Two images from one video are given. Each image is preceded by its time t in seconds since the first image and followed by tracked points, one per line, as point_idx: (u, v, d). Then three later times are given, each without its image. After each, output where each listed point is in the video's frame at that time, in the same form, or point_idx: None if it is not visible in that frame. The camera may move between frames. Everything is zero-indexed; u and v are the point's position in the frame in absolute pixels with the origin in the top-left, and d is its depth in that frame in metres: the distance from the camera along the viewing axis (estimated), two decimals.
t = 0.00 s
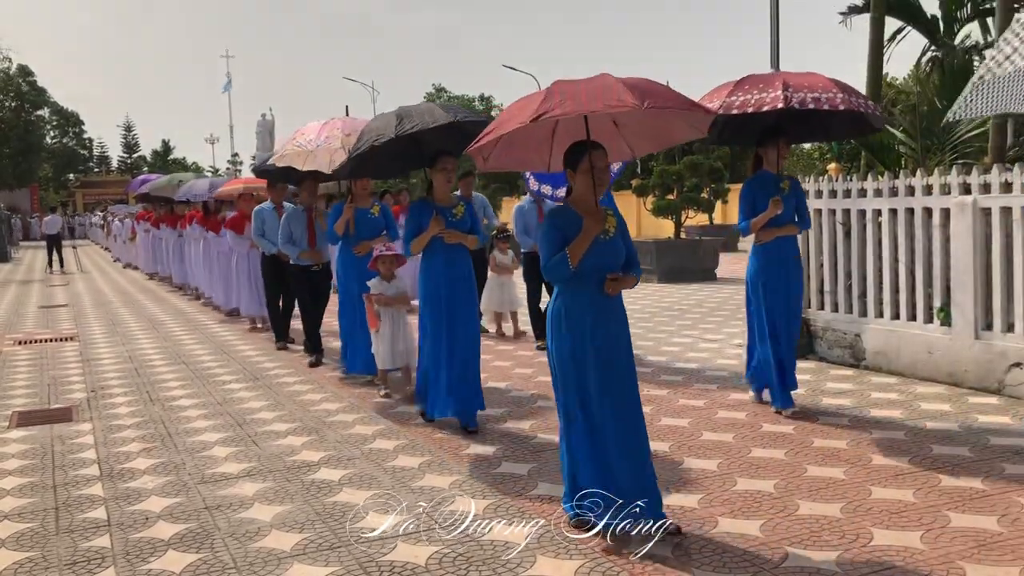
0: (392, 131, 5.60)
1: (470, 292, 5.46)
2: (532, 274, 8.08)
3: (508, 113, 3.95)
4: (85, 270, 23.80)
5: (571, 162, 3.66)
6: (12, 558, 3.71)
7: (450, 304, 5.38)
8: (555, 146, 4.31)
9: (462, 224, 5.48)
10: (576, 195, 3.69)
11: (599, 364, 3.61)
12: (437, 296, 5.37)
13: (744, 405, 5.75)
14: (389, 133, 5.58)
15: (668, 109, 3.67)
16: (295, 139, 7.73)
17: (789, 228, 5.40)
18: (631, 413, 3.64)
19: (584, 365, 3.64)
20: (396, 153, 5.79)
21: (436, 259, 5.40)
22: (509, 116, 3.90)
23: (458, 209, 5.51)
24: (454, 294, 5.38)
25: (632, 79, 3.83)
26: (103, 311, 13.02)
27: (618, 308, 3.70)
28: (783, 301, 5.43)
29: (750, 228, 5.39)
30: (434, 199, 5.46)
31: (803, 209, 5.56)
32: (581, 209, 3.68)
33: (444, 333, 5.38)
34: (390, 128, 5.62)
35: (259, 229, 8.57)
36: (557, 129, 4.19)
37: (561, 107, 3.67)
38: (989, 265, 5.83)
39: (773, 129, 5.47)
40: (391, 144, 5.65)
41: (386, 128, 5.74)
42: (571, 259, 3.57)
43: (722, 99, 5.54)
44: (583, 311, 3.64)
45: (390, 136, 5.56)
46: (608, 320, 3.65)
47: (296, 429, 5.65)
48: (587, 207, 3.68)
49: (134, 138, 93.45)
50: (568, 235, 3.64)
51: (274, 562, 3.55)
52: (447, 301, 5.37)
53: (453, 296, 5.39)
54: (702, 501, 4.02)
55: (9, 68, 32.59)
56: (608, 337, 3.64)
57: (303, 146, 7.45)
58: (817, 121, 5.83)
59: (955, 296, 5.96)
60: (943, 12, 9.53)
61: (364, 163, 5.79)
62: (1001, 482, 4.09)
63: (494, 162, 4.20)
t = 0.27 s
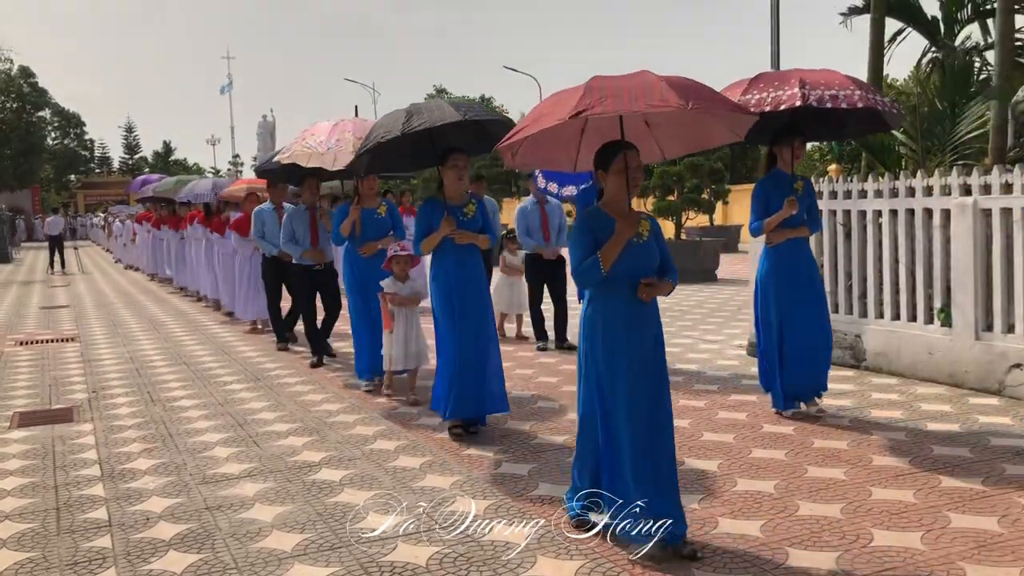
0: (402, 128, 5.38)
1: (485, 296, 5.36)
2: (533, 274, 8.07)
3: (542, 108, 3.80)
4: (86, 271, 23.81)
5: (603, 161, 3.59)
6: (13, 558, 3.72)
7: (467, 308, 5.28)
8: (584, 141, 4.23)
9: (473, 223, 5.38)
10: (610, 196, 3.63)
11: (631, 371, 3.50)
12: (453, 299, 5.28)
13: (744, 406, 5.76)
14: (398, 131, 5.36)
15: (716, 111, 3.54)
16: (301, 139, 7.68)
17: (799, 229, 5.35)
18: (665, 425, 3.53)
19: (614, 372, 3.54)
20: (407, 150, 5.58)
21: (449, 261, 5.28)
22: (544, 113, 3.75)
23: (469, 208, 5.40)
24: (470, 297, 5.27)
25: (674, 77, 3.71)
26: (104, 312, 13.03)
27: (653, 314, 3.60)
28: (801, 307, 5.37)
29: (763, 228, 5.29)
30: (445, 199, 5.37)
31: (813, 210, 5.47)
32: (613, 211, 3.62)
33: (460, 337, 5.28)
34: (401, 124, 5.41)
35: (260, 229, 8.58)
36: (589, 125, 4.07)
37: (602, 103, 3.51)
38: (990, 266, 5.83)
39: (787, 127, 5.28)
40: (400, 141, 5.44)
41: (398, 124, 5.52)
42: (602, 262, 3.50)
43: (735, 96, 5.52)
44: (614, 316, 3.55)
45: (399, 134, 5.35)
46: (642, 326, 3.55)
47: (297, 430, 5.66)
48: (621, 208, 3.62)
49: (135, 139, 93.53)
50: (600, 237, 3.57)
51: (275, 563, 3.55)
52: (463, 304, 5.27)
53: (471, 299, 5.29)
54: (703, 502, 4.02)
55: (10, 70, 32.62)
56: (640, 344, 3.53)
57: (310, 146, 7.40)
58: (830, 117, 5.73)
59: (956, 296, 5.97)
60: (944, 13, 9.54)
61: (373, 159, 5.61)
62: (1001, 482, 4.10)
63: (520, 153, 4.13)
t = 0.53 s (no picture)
0: (412, 127, 5.20)
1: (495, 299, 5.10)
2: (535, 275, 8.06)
3: (565, 98, 3.71)
4: (87, 272, 23.84)
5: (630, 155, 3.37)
6: (13, 560, 3.72)
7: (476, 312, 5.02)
8: (608, 136, 4.12)
9: (484, 227, 5.12)
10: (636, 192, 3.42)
11: (657, 375, 3.34)
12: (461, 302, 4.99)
13: (744, 406, 5.76)
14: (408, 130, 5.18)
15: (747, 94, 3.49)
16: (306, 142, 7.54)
17: (818, 232, 5.10)
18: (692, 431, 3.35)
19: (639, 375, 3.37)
20: (417, 150, 5.39)
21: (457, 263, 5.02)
22: (567, 101, 3.67)
23: (479, 212, 5.14)
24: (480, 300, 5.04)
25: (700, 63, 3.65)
26: (105, 313, 13.04)
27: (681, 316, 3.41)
28: (813, 309, 5.14)
29: (779, 231, 5.11)
30: (454, 201, 5.11)
31: (831, 213, 5.25)
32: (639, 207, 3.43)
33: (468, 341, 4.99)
34: (412, 124, 5.23)
35: (263, 231, 8.51)
36: (614, 115, 3.98)
37: (629, 87, 3.43)
38: (991, 266, 5.82)
39: (802, 127, 5.08)
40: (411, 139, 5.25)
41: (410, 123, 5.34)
42: (628, 260, 3.31)
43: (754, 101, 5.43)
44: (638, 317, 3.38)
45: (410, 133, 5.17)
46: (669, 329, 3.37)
47: (297, 431, 5.66)
48: (648, 205, 3.41)
49: (135, 140, 93.54)
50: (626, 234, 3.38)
51: (275, 564, 3.55)
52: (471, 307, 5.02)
53: (481, 303, 5.04)
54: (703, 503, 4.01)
55: (11, 70, 32.66)
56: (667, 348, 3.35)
57: (316, 149, 7.27)
58: (848, 120, 5.65)
59: (956, 297, 5.97)
60: (945, 14, 9.53)
61: (383, 159, 5.42)
62: (1001, 483, 4.10)
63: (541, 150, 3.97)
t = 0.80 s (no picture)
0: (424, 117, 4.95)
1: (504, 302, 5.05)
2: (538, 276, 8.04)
3: (581, 100, 3.68)
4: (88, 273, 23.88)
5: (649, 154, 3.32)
6: (14, 560, 3.72)
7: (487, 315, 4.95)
8: (631, 136, 4.12)
9: (494, 226, 5.08)
10: (658, 195, 3.32)
11: (680, 384, 3.22)
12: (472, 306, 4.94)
13: (744, 407, 5.77)
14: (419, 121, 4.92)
15: (771, 91, 3.43)
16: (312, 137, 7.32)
17: (842, 230, 4.98)
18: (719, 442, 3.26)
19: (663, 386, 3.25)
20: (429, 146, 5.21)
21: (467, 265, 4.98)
22: (584, 104, 3.64)
23: (489, 211, 5.10)
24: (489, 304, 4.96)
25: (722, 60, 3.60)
26: (106, 314, 13.05)
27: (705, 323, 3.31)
28: (831, 309, 5.01)
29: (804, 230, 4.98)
30: (465, 201, 5.06)
31: (856, 208, 5.12)
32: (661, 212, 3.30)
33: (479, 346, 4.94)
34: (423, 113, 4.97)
35: (270, 232, 8.44)
36: (635, 116, 3.96)
37: (646, 91, 3.40)
38: (992, 266, 5.82)
39: (825, 123, 4.99)
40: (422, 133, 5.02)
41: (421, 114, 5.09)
42: (652, 267, 3.19)
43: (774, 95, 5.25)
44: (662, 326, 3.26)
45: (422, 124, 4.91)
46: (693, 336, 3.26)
47: (297, 432, 5.66)
48: (670, 208, 3.31)
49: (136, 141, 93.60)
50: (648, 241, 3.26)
51: (276, 565, 3.55)
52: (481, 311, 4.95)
53: (490, 304, 4.99)
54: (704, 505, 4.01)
55: (12, 71, 32.70)
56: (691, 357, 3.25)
57: (323, 144, 7.06)
58: (874, 115, 5.43)
59: (957, 297, 5.97)
60: (946, 14, 9.54)
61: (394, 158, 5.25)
62: (1001, 484, 4.09)
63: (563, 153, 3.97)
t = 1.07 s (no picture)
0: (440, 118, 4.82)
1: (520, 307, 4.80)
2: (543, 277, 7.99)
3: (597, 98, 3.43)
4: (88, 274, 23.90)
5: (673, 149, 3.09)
6: (14, 561, 3.71)
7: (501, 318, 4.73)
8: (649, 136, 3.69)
9: (506, 228, 4.80)
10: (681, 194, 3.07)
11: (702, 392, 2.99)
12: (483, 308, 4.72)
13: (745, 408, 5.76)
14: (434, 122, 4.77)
15: (802, 83, 3.17)
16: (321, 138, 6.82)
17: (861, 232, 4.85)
18: (745, 461, 3.00)
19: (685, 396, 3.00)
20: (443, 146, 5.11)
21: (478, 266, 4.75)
22: (599, 100, 3.39)
23: (501, 211, 4.82)
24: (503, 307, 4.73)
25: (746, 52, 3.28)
26: (106, 315, 13.05)
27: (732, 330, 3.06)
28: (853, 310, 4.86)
29: (822, 231, 4.86)
30: (476, 200, 4.78)
31: (876, 211, 5.00)
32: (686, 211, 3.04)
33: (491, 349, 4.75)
34: (438, 115, 4.84)
35: (278, 231, 8.13)
36: (657, 111, 3.56)
37: (666, 82, 3.08)
38: (992, 268, 5.82)
39: (847, 121, 4.85)
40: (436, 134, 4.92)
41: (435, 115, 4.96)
42: (676, 269, 2.93)
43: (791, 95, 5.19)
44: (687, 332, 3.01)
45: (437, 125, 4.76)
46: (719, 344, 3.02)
47: (298, 433, 5.66)
48: (696, 208, 3.06)
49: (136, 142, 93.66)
50: (671, 240, 3.01)
51: (276, 567, 3.55)
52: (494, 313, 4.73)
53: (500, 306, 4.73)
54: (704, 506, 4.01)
55: (13, 73, 32.75)
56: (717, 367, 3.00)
57: (336, 149, 6.58)
58: (891, 114, 5.38)
59: (957, 299, 5.96)
60: (946, 16, 9.55)
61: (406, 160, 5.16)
62: (1003, 486, 4.09)
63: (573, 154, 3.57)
